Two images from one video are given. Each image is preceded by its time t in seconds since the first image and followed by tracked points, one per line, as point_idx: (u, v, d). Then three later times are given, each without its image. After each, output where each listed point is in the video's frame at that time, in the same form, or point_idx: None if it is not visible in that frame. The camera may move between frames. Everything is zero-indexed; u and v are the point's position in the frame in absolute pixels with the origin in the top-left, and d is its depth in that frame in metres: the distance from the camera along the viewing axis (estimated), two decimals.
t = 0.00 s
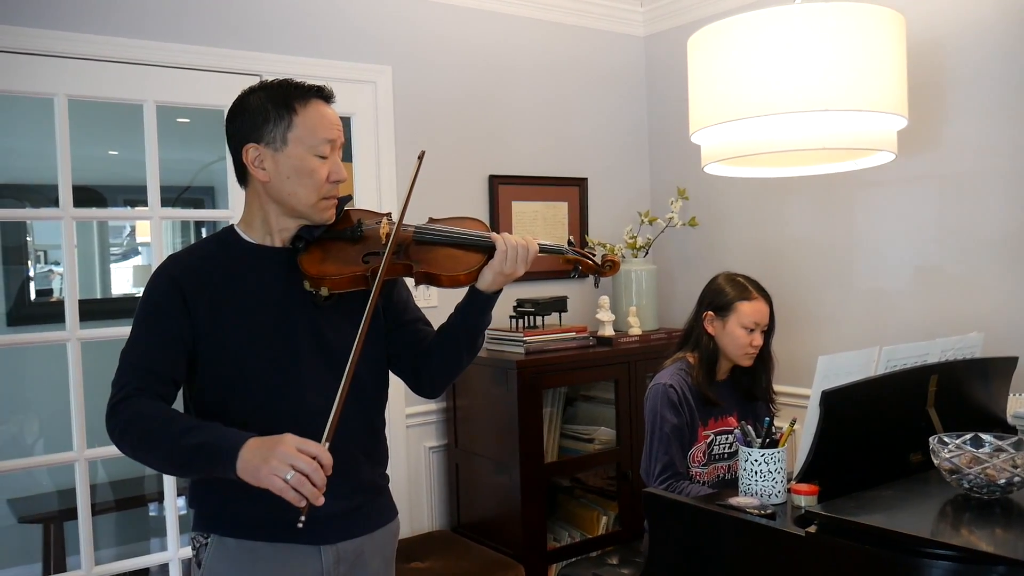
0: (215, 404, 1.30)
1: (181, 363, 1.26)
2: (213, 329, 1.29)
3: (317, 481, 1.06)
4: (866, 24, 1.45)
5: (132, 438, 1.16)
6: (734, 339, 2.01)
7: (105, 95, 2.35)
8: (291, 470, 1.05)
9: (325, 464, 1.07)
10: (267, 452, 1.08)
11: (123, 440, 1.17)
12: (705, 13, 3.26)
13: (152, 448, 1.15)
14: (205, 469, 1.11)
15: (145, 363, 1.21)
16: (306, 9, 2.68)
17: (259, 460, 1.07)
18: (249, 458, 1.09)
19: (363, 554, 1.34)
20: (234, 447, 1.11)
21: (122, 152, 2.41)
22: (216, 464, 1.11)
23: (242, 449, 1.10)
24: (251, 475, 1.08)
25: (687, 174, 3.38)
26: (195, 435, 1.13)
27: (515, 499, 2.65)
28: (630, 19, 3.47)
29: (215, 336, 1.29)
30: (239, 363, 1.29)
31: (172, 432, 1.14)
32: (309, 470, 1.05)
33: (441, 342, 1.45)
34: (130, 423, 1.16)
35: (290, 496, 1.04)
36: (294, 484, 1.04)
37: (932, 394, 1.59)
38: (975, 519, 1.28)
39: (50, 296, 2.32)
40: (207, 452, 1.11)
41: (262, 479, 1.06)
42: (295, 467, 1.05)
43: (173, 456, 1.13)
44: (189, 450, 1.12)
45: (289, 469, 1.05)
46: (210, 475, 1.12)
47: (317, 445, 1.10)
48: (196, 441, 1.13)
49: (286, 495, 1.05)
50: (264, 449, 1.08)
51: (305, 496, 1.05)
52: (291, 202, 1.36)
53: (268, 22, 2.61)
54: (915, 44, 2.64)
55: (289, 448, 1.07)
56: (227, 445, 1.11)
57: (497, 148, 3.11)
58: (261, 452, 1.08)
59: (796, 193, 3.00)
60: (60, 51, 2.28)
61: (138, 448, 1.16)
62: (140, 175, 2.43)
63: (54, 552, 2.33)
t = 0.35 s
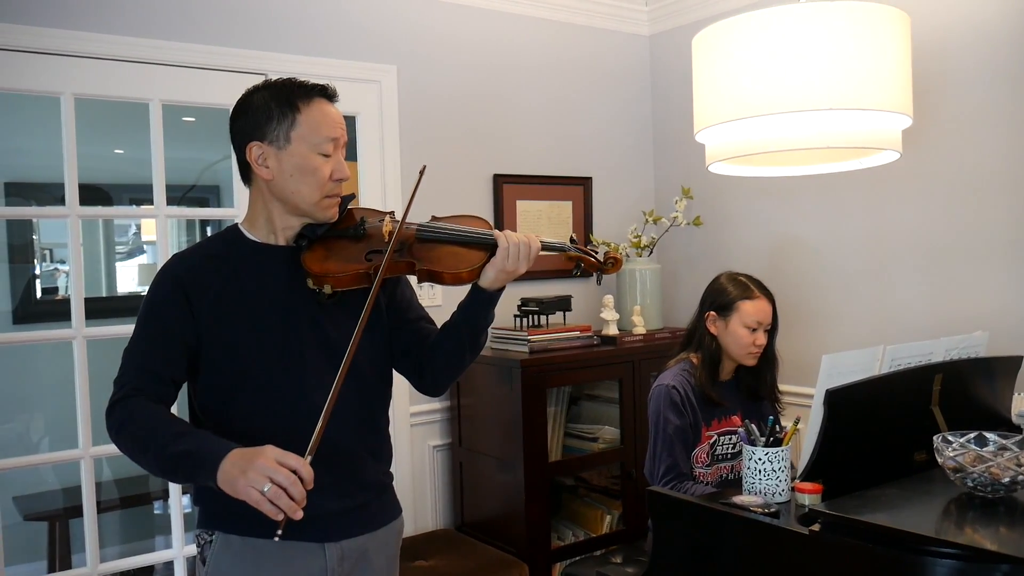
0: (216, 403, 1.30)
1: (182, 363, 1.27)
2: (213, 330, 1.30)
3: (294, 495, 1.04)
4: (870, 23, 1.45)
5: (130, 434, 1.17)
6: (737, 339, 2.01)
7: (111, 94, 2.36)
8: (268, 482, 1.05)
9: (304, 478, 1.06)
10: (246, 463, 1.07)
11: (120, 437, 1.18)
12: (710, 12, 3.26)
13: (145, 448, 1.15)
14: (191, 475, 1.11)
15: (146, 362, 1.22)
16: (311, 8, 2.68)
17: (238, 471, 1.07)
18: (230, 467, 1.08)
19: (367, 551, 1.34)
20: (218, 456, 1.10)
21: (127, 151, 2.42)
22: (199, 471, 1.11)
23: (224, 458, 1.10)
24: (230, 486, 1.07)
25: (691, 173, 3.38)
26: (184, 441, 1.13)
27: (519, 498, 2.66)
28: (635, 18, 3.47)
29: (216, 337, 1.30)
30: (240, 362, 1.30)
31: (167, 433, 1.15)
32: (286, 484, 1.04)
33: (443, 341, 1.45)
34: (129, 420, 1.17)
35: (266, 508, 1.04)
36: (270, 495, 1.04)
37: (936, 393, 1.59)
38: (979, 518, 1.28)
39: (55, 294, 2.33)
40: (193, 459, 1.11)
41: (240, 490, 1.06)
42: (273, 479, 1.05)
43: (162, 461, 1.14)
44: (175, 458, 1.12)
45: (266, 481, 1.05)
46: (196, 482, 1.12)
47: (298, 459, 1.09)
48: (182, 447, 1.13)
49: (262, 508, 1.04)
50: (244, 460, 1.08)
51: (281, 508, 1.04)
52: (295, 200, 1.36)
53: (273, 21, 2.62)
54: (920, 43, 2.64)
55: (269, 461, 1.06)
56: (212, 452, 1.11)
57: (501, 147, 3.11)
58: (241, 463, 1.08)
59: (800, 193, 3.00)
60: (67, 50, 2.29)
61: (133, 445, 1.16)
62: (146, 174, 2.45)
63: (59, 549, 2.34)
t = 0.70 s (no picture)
0: (213, 404, 1.30)
1: (179, 366, 1.27)
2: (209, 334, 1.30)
3: (274, 509, 1.04)
4: (869, 25, 1.45)
5: (124, 435, 1.16)
6: (733, 337, 2.01)
7: (112, 96, 2.37)
8: (249, 495, 1.04)
9: (285, 493, 1.06)
10: (229, 475, 1.07)
11: (113, 439, 1.17)
12: (710, 15, 3.26)
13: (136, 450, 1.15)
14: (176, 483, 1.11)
15: (143, 365, 1.23)
16: (312, 11, 2.69)
17: (218, 484, 1.07)
18: (211, 478, 1.08)
19: (368, 552, 1.35)
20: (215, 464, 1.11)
21: (129, 154, 2.43)
22: (185, 480, 1.11)
23: (207, 470, 1.09)
24: (209, 498, 1.07)
25: (691, 176, 3.39)
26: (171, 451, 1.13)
27: (519, 500, 2.66)
28: (635, 21, 3.47)
29: (213, 341, 1.30)
30: (237, 364, 1.30)
31: (162, 437, 1.15)
32: (267, 498, 1.04)
33: (443, 342, 1.45)
34: (124, 422, 1.17)
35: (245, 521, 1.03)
36: (249, 510, 1.04)
37: (936, 393, 1.60)
38: (978, 518, 1.29)
39: (56, 297, 2.34)
40: (179, 467, 1.11)
41: (219, 503, 1.06)
42: (253, 494, 1.04)
43: (147, 466, 1.13)
44: (161, 465, 1.12)
45: (247, 495, 1.04)
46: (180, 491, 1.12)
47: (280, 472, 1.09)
48: (169, 456, 1.12)
49: (242, 521, 1.04)
50: (227, 472, 1.08)
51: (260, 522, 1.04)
52: (294, 201, 1.37)
53: (274, 24, 2.62)
54: (919, 46, 2.64)
55: (251, 474, 1.06)
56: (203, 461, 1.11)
57: (501, 149, 3.11)
58: (223, 476, 1.07)
59: (800, 195, 3.00)
60: (68, 53, 2.30)
61: (126, 446, 1.16)
62: (147, 176, 2.45)
63: (59, 552, 2.34)
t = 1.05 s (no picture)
0: (211, 404, 1.31)
1: (177, 368, 1.28)
2: (207, 335, 1.30)
3: (257, 519, 1.03)
4: (868, 28, 1.46)
5: (120, 434, 1.17)
6: (734, 341, 2.02)
7: (113, 97, 2.37)
8: (232, 504, 1.03)
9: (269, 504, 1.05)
10: (214, 483, 1.06)
11: (110, 437, 1.18)
12: (710, 17, 3.27)
13: (131, 452, 1.16)
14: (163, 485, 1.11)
15: (141, 366, 1.24)
16: (313, 13, 2.70)
17: (203, 492, 1.06)
18: (197, 487, 1.07)
19: (366, 553, 1.35)
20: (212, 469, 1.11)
21: (129, 155, 2.43)
22: (171, 485, 1.11)
23: (194, 477, 1.09)
24: (195, 506, 1.06)
25: (691, 178, 3.39)
26: (162, 455, 1.14)
27: (518, 501, 2.66)
28: (635, 23, 3.48)
29: (211, 343, 1.30)
30: (235, 364, 1.30)
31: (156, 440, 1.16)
32: (250, 507, 1.03)
33: (443, 343, 1.46)
34: (121, 422, 1.18)
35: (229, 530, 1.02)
36: (232, 519, 1.02)
37: (934, 397, 1.60)
38: (975, 520, 1.29)
39: (57, 297, 2.34)
40: (167, 473, 1.11)
41: (204, 512, 1.05)
42: (237, 502, 1.03)
43: (139, 469, 1.14)
44: (151, 470, 1.13)
45: (230, 504, 1.04)
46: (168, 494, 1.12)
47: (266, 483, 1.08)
48: (159, 461, 1.13)
49: (225, 530, 1.03)
50: (212, 480, 1.07)
51: (243, 532, 1.03)
52: (294, 202, 1.37)
53: (275, 25, 2.63)
54: (918, 49, 2.65)
55: (235, 483, 1.05)
56: (192, 466, 1.11)
57: (501, 150, 3.12)
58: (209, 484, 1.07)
59: (800, 197, 3.01)
60: (69, 54, 2.30)
61: (122, 446, 1.17)
62: (148, 177, 2.45)
63: (59, 552, 2.34)
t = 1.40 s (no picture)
0: (216, 401, 1.31)
1: (181, 367, 1.29)
2: (211, 333, 1.31)
3: (258, 527, 1.04)
4: (870, 29, 1.46)
5: (127, 432, 1.18)
6: (739, 341, 2.02)
7: (117, 95, 2.38)
8: (234, 512, 1.04)
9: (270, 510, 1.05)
10: (216, 489, 1.07)
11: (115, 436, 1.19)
12: (713, 18, 3.27)
13: (135, 454, 1.17)
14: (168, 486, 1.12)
15: (146, 365, 1.25)
16: (317, 12, 2.70)
17: (205, 498, 1.07)
18: (199, 492, 1.08)
19: (368, 550, 1.36)
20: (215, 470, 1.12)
21: (134, 153, 2.44)
22: (175, 488, 1.12)
23: (195, 483, 1.10)
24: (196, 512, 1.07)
25: (694, 178, 3.39)
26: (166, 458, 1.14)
27: (519, 501, 2.67)
28: (638, 24, 3.48)
29: (215, 342, 1.31)
30: (239, 361, 1.31)
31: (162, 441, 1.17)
32: (250, 516, 1.03)
33: (447, 340, 1.47)
34: (128, 421, 1.19)
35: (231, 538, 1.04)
36: (233, 527, 1.04)
37: (935, 398, 1.60)
38: (975, 520, 1.29)
39: (61, 295, 2.35)
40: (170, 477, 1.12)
41: (205, 518, 1.06)
42: (238, 510, 1.04)
43: (144, 472, 1.15)
44: (155, 474, 1.14)
45: (232, 511, 1.05)
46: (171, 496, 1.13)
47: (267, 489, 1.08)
48: (163, 464, 1.14)
49: (228, 537, 1.05)
50: (214, 485, 1.08)
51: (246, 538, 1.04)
52: (298, 199, 1.38)
53: (279, 24, 2.64)
54: (921, 50, 2.65)
55: (236, 490, 1.06)
56: (196, 468, 1.12)
57: (505, 150, 3.12)
58: (210, 490, 1.07)
59: (803, 198, 3.01)
60: (74, 52, 2.31)
61: (128, 445, 1.17)
62: (152, 175, 2.46)
63: (62, 549, 2.35)
